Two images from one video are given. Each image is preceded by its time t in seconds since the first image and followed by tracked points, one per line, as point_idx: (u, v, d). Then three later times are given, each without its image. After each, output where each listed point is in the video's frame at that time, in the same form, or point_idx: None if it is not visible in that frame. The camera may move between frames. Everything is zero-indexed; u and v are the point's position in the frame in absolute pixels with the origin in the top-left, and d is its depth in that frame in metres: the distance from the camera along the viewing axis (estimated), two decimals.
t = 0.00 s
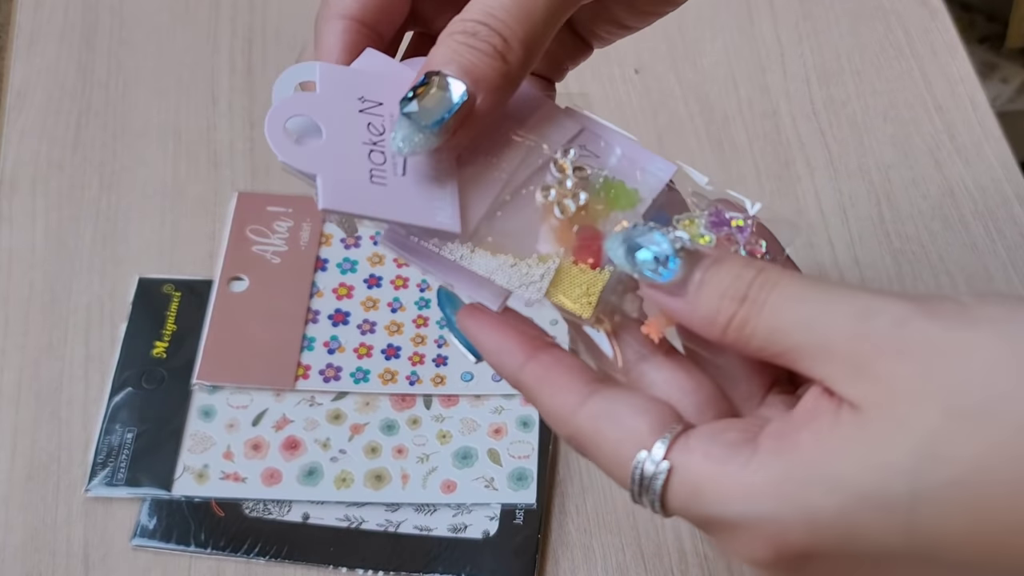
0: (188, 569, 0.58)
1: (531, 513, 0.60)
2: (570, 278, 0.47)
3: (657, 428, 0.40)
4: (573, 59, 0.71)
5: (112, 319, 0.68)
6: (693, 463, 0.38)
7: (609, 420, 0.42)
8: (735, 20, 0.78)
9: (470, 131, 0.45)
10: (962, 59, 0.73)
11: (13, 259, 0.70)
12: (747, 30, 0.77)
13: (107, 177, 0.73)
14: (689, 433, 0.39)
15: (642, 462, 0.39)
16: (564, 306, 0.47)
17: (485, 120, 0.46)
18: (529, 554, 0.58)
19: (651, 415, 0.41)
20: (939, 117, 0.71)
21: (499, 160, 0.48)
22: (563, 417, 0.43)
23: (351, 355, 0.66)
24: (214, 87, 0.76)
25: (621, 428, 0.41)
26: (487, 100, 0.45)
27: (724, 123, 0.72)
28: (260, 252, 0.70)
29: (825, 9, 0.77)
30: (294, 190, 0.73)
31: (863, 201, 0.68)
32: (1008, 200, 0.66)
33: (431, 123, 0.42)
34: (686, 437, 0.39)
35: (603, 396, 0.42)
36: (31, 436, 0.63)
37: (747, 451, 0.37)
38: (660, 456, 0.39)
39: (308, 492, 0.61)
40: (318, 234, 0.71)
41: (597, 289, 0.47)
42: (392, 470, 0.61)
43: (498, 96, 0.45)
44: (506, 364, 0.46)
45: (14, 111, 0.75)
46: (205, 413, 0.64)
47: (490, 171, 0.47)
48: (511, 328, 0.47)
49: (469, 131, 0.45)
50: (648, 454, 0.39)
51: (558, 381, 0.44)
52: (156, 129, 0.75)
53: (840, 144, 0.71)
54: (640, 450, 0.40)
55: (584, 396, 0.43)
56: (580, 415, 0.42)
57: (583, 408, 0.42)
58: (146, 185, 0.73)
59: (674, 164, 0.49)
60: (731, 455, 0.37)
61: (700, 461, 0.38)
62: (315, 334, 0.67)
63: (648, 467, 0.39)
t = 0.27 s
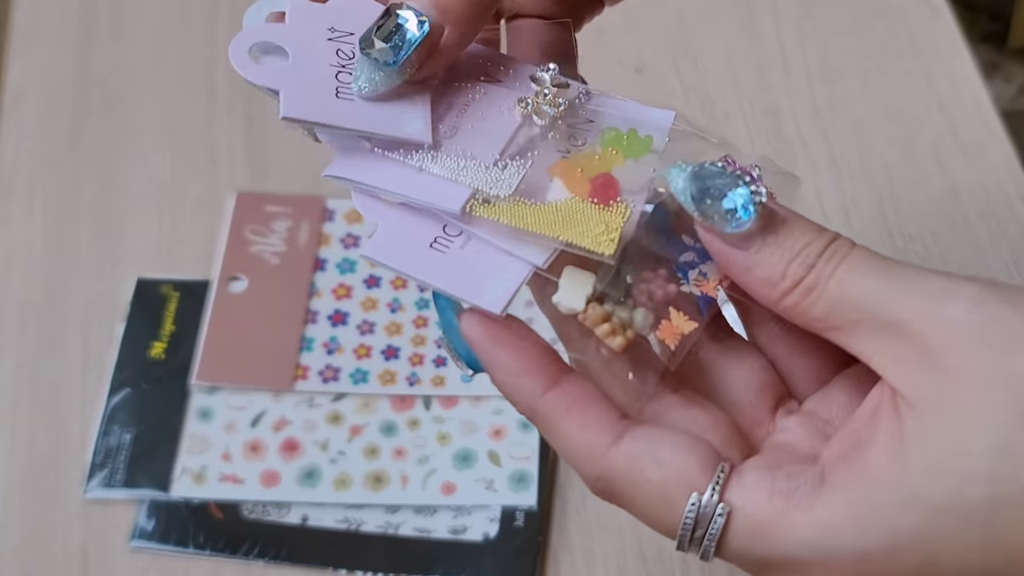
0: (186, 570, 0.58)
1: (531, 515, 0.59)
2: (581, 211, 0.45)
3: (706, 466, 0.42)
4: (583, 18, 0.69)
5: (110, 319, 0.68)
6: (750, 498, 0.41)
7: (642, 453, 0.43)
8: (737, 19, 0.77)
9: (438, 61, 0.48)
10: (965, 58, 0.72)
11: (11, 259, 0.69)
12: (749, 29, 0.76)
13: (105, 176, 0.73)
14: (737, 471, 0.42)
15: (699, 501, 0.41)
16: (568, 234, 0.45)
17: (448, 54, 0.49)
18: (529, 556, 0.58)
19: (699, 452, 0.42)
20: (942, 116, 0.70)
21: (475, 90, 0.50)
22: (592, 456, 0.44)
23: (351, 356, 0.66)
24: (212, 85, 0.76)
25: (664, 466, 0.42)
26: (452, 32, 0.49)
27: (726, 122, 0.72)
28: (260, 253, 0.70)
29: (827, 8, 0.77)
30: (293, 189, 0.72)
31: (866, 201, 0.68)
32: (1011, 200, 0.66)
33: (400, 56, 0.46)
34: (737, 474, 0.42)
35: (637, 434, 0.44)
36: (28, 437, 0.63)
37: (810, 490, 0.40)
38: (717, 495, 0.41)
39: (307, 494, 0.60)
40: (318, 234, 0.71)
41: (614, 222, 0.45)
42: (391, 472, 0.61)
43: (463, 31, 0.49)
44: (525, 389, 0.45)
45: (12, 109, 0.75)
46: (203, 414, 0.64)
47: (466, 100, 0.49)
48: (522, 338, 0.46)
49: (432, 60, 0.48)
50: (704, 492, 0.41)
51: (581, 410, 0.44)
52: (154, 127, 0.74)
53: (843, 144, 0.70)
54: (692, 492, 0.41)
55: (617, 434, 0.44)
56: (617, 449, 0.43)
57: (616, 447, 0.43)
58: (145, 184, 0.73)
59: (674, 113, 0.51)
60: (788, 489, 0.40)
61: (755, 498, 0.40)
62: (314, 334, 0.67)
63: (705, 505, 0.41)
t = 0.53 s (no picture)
0: (185, 571, 0.58)
1: (532, 517, 0.59)
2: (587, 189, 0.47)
3: (711, 474, 0.41)
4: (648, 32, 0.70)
5: (109, 319, 0.67)
6: (757, 505, 0.40)
7: (644, 463, 0.42)
8: (738, 18, 0.77)
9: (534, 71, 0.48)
10: (968, 58, 0.72)
11: (9, 259, 0.69)
12: (751, 29, 0.76)
13: (104, 176, 0.72)
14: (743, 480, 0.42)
15: (707, 509, 0.40)
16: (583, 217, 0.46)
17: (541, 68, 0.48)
18: (530, 558, 0.58)
19: (704, 461, 0.42)
20: (945, 116, 0.70)
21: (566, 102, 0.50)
22: (590, 468, 0.43)
23: (350, 357, 0.66)
24: (211, 84, 0.75)
25: (668, 474, 0.42)
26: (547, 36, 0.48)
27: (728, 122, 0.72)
28: (259, 253, 0.69)
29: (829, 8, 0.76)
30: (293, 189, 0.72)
31: (868, 201, 0.67)
32: (1014, 201, 0.65)
33: (501, 69, 0.46)
34: (744, 482, 0.42)
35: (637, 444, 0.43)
36: (27, 438, 0.63)
37: (817, 499, 0.40)
38: (724, 504, 0.40)
39: (306, 495, 0.60)
40: (317, 234, 0.70)
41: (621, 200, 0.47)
42: (391, 473, 0.61)
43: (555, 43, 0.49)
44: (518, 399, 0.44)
45: (10, 108, 0.74)
46: (202, 415, 0.64)
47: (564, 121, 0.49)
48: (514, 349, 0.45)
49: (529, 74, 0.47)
50: (711, 500, 0.41)
51: (578, 421, 0.44)
52: (153, 127, 0.74)
53: (844, 144, 0.70)
54: (698, 501, 0.41)
55: (616, 446, 0.43)
56: (618, 459, 0.43)
57: (617, 458, 0.43)
58: (144, 184, 0.72)
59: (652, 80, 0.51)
60: (795, 497, 0.40)
61: (763, 506, 0.40)
62: (314, 334, 0.67)
63: (713, 513, 0.40)
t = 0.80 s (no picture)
0: (185, 571, 0.58)
1: (532, 517, 0.59)
2: (563, 177, 0.47)
3: (698, 487, 0.37)
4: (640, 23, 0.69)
5: (108, 320, 0.67)
6: (744, 522, 0.36)
7: (631, 475, 0.38)
8: (739, 19, 0.77)
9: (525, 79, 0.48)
10: (970, 57, 0.72)
11: (9, 260, 0.69)
12: (752, 30, 0.76)
13: (104, 176, 0.72)
14: (734, 489, 0.37)
15: (691, 526, 0.36)
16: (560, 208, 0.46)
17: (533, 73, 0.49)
18: (530, 558, 0.57)
19: (694, 469, 0.38)
20: (946, 117, 0.69)
21: (552, 107, 0.50)
22: (583, 477, 0.40)
23: (350, 357, 0.66)
24: (210, 84, 0.75)
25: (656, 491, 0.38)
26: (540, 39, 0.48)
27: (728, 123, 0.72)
28: (259, 253, 0.70)
29: (830, 9, 0.76)
30: (293, 190, 0.72)
31: (869, 202, 0.67)
32: (1016, 202, 0.65)
33: (497, 75, 0.44)
34: (732, 495, 0.37)
35: (626, 452, 0.39)
36: (26, 439, 0.63)
37: (804, 512, 0.36)
38: (709, 520, 0.36)
39: (307, 496, 0.60)
40: (317, 235, 0.70)
41: (597, 190, 0.47)
42: (391, 473, 0.61)
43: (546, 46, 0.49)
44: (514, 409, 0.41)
45: (10, 109, 0.74)
46: (202, 415, 0.64)
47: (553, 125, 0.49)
48: (501, 352, 0.42)
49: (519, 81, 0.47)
50: (696, 516, 0.37)
51: (579, 425, 0.40)
52: (153, 127, 0.74)
53: (845, 145, 0.70)
54: (684, 516, 0.37)
55: (610, 452, 0.39)
56: (609, 470, 0.39)
57: (609, 467, 0.39)
58: (144, 185, 0.72)
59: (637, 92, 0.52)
60: (787, 512, 0.36)
61: (752, 522, 0.36)
62: (314, 335, 0.67)
63: (697, 530, 0.36)
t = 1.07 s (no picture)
0: (185, 571, 0.58)
1: (532, 518, 0.59)
2: (551, 167, 0.48)
3: (708, 505, 0.42)
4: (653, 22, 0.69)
5: (108, 320, 0.67)
6: (746, 542, 0.41)
7: (645, 486, 0.43)
8: (739, 18, 0.77)
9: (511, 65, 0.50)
10: (970, 56, 0.71)
11: (8, 260, 0.69)
12: (753, 30, 0.76)
13: (104, 176, 0.72)
14: (741, 509, 0.42)
15: (696, 542, 0.41)
16: (549, 197, 0.47)
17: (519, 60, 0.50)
18: (530, 558, 0.57)
19: (705, 487, 0.42)
20: (946, 116, 0.69)
21: (543, 99, 0.52)
22: (601, 482, 0.45)
23: (350, 357, 0.66)
24: (210, 84, 0.75)
25: (665, 505, 0.42)
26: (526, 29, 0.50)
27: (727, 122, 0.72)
28: (259, 253, 0.69)
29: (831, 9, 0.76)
30: (293, 190, 0.72)
31: (869, 202, 0.67)
32: (1016, 201, 0.65)
33: (477, 61, 0.46)
34: (737, 516, 0.42)
35: (642, 459, 0.44)
36: (25, 439, 0.63)
37: (801, 541, 0.40)
38: (713, 538, 0.41)
39: (307, 496, 0.60)
40: (317, 235, 0.70)
41: (585, 181, 0.48)
42: (391, 474, 0.61)
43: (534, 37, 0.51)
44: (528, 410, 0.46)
45: (10, 108, 0.74)
46: (202, 415, 0.64)
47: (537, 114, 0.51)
48: (518, 347, 0.45)
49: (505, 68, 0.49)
50: (702, 531, 0.41)
51: (596, 429, 0.45)
52: (153, 127, 0.74)
53: (846, 144, 0.70)
54: (689, 532, 0.42)
55: (624, 459, 0.44)
56: (624, 474, 0.44)
57: (624, 472, 0.44)
58: (144, 185, 0.72)
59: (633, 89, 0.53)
60: (785, 535, 0.41)
61: (751, 541, 0.41)
62: (314, 335, 0.67)
63: (702, 545, 0.41)
